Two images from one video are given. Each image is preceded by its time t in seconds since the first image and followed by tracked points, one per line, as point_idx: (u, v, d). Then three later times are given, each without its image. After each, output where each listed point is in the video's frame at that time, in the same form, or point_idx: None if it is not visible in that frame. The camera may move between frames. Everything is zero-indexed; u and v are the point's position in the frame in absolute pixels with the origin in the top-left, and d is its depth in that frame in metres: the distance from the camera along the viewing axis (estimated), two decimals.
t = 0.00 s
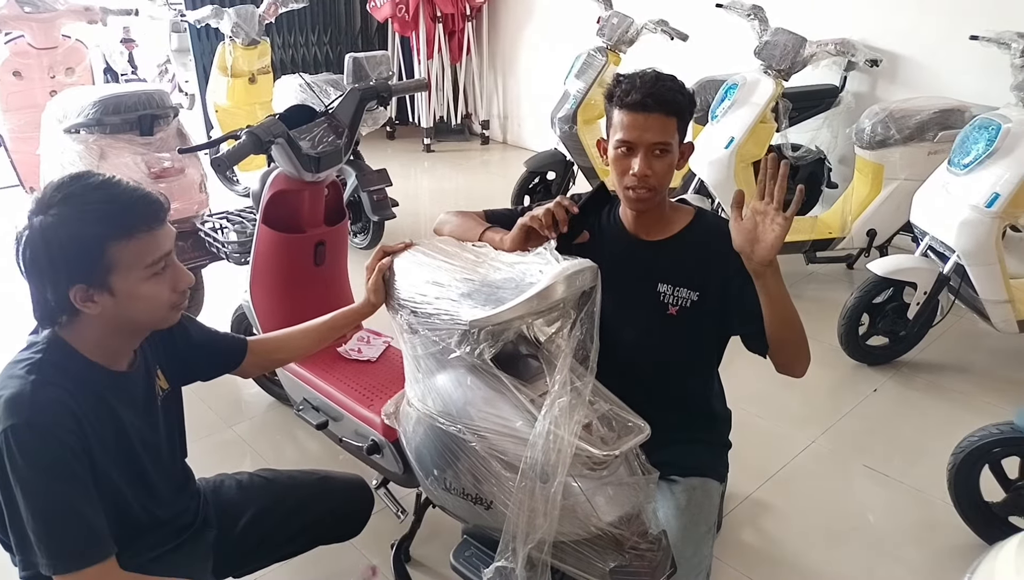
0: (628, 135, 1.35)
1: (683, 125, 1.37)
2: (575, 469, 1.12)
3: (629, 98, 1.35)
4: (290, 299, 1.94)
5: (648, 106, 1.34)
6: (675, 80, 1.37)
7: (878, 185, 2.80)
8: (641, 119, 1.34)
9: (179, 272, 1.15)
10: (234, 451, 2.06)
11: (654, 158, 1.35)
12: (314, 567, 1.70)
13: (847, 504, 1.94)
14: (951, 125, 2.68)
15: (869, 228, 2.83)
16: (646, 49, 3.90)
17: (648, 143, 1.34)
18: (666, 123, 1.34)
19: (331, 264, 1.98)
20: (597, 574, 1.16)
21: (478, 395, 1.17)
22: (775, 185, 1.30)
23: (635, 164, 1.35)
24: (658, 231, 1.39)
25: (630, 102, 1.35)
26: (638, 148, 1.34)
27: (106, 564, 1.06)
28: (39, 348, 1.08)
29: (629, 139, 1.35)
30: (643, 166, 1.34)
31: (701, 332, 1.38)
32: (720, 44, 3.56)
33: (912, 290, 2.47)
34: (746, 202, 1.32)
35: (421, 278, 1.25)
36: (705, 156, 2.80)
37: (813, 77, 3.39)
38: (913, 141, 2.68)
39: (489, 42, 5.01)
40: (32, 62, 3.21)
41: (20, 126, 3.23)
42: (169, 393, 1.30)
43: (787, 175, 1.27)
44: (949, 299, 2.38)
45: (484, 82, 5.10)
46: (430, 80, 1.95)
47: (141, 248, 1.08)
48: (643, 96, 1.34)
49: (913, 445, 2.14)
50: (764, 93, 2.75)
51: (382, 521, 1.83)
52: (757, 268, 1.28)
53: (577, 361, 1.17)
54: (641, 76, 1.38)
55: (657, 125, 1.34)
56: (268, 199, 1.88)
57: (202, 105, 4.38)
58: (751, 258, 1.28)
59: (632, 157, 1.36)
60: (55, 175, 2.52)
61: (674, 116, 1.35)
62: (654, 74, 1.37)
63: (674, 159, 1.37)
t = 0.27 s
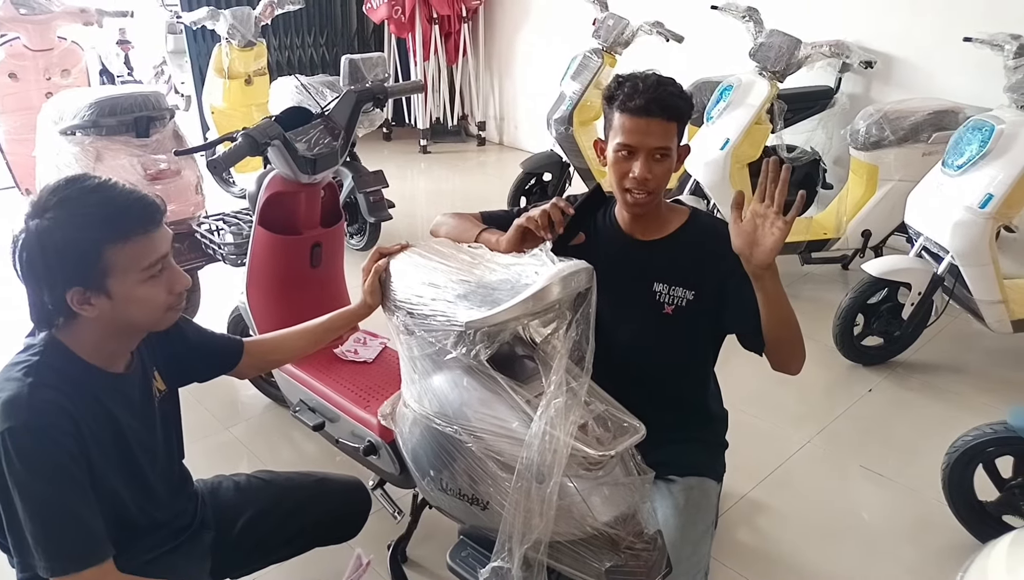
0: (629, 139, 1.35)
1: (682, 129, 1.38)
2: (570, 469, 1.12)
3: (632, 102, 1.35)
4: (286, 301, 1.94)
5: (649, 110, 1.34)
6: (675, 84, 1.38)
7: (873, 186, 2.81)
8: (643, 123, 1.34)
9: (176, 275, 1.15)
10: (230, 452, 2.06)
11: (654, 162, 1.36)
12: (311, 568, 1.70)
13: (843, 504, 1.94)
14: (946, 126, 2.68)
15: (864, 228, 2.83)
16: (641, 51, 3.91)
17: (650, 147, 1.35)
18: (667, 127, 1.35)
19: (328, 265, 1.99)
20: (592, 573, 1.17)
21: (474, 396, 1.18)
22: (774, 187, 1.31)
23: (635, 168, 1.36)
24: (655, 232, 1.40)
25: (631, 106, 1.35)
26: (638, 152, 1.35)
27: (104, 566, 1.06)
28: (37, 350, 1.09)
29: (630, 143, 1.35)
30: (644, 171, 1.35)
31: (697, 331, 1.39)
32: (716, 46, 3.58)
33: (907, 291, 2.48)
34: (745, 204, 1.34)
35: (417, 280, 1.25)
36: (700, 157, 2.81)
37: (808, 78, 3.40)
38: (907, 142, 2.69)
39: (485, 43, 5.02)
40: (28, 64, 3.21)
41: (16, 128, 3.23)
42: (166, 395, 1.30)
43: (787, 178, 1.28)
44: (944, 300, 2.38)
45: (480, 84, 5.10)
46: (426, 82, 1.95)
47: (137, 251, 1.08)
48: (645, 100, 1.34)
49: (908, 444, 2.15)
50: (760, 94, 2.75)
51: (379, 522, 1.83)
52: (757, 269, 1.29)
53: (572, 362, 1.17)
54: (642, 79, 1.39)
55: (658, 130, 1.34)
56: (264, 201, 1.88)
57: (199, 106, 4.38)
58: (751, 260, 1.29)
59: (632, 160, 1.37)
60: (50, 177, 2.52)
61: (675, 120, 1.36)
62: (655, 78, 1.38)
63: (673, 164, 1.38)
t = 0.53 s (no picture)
0: (627, 133, 1.35)
1: (680, 125, 1.39)
2: (567, 467, 1.12)
3: (630, 98, 1.35)
4: (282, 298, 1.94)
5: (648, 106, 1.34)
6: (673, 80, 1.38)
7: (868, 184, 2.82)
8: (642, 118, 1.34)
9: (171, 275, 1.15)
10: (227, 451, 2.05)
11: (652, 157, 1.36)
12: (308, 567, 1.70)
13: (839, 501, 1.95)
14: (941, 124, 2.69)
15: (859, 226, 2.84)
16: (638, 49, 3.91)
17: (648, 142, 1.35)
18: (665, 123, 1.35)
19: (324, 263, 1.99)
20: (589, 571, 1.17)
21: (470, 394, 1.18)
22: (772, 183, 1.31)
23: (633, 163, 1.36)
24: (651, 228, 1.40)
25: (629, 101, 1.35)
26: (637, 146, 1.35)
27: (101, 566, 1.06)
28: (31, 350, 1.08)
29: (628, 138, 1.35)
30: (641, 166, 1.35)
31: (693, 328, 1.39)
32: (712, 45, 3.58)
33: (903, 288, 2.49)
34: (743, 200, 1.33)
35: (413, 278, 1.25)
36: (696, 155, 2.81)
37: (805, 76, 3.41)
38: (903, 140, 2.69)
39: (481, 42, 5.02)
40: (23, 62, 3.20)
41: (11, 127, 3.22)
42: (162, 393, 1.29)
43: (785, 173, 1.28)
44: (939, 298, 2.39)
45: (477, 82, 5.10)
46: (422, 80, 1.95)
47: (131, 252, 1.08)
48: (644, 95, 1.34)
49: (904, 442, 2.16)
50: (756, 92, 2.75)
51: (375, 520, 1.83)
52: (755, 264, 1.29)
53: (568, 360, 1.17)
54: (640, 75, 1.39)
55: (656, 125, 1.34)
56: (260, 199, 1.88)
57: (194, 105, 4.37)
58: (749, 255, 1.29)
59: (630, 155, 1.37)
60: (45, 175, 2.51)
61: (673, 116, 1.36)
62: (652, 74, 1.38)
63: (671, 159, 1.38)
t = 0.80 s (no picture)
0: (623, 133, 1.36)
1: (675, 125, 1.39)
2: (564, 467, 1.13)
3: (625, 97, 1.36)
4: (279, 299, 1.94)
5: (642, 105, 1.35)
6: (667, 79, 1.39)
7: (864, 184, 2.83)
8: (637, 118, 1.35)
9: (167, 278, 1.14)
10: (224, 452, 2.05)
11: (648, 156, 1.36)
12: (306, 568, 1.70)
13: (835, 501, 1.95)
14: (936, 124, 2.70)
15: (856, 227, 2.85)
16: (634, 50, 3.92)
17: (643, 141, 1.35)
18: (660, 122, 1.36)
19: (321, 264, 1.99)
20: (586, 570, 1.17)
21: (468, 395, 1.18)
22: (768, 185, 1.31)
23: (629, 162, 1.36)
24: (647, 229, 1.40)
25: (624, 101, 1.36)
26: (632, 146, 1.35)
27: (99, 568, 1.06)
28: (29, 352, 1.08)
29: (623, 137, 1.36)
30: (638, 165, 1.36)
31: (690, 328, 1.40)
32: (708, 46, 3.58)
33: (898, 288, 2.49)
34: (739, 202, 1.33)
35: (410, 280, 1.25)
36: (693, 155, 2.82)
37: (801, 77, 3.41)
38: (898, 140, 2.70)
39: (478, 43, 5.02)
40: (19, 64, 3.20)
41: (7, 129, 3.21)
42: (160, 395, 1.30)
43: (781, 176, 1.28)
44: (935, 298, 2.40)
45: (474, 83, 5.10)
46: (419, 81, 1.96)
47: (123, 256, 1.07)
48: (638, 95, 1.35)
49: (900, 441, 2.17)
50: (752, 93, 2.76)
51: (373, 521, 1.83)
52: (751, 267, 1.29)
53: (565, 360, 1.17)
54: (634, 75, 1.39)
55: (651, 125, 1.35)
56: (257, 200, 1.88)
57: (191, 106, 4.37)
58: (745, 258, 1.29)
59: (626, 155, 1.37)
60: (42, 177, 2.51)
61: (668, 115, 1.36)
62: (646, 74, 1.39)
63: (667, 158, 1.38)
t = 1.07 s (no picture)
0: (622, 130, 1.36)
1: (673, 122, 1.39)
2: (563, 465, 1.13)
3: (624, 94, 1.36)
4: (277, 298, 1.94)
5: (641, 102, 1.35)
6: (665, 77, 1.39)
7: (861, 181, 2.83)
8: (636, 114, 1.35)
9: (157, 285, 1.12)
10: (222, 451, 2.05)
11: (647, 153, 1.36)
12: (304, 567, 1.70)
13: (833, 498, 1.96)
14: (933, 122, 2.69)
15: (853, 224, 2.85)
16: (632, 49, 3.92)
17: (643, 138, 1.35)
18: (659, 119, 1.36)
19: (319, 262, 1.99)
20: (585, 568, 1.17)
21: (466, 392, 1.18)
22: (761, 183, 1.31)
23: (629, 159, 1.36)
24: (647, 227, 1.40)
25: (623, 98, 1.36)
26: (632, 143, 1.36)
27: (97, 568, 1.06)
28: (25, 352, 1.08)
29: (622, 134, 1.36)
30: (638, 162, 1.36)
31: (688, 327, 1.40)
32: (705, 44, 3.59)
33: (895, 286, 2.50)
34: (732, 201, 1.33)
35: (409, 278, 1.25)
36: (691, 153, 2.82)
37: (798, 74, 3.42)
38: (895, 138, 2.70)
39: (475, 41, 5.02)
40: (15, 62, 3.19)
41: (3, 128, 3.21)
42: (158, 395, 1.29)
43: (773, 174, 1.28)
44: (932, 295, 2.41)
45: (471, 81, 5.10)
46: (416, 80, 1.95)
47: (111, 257, 1.06)
48: (636, 92, 1.35)
49: (897, 438, 2.17)
50: (749, 91, 2.77)
51: (372, 519, 1.83)
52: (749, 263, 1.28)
53: (564, 357, 1.17)
54: (632, 73, 1.39)
55: (650, 121, 1.35)
56: (255, 199, 1.88)
57: (188, 105, 4.36)
58: (741, 254, 1.28)
59: (625, 152, 1.37)
60: (39, 176, 2.51)
61: (666, 113, 1.37)
62: (644, 72, 1.39)
63: (666, 156, 1.38)
